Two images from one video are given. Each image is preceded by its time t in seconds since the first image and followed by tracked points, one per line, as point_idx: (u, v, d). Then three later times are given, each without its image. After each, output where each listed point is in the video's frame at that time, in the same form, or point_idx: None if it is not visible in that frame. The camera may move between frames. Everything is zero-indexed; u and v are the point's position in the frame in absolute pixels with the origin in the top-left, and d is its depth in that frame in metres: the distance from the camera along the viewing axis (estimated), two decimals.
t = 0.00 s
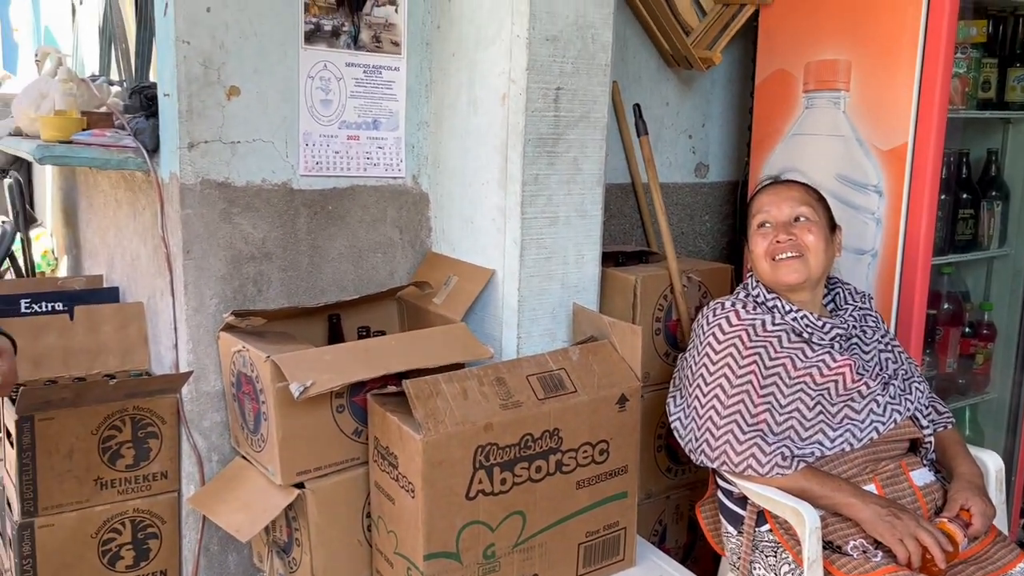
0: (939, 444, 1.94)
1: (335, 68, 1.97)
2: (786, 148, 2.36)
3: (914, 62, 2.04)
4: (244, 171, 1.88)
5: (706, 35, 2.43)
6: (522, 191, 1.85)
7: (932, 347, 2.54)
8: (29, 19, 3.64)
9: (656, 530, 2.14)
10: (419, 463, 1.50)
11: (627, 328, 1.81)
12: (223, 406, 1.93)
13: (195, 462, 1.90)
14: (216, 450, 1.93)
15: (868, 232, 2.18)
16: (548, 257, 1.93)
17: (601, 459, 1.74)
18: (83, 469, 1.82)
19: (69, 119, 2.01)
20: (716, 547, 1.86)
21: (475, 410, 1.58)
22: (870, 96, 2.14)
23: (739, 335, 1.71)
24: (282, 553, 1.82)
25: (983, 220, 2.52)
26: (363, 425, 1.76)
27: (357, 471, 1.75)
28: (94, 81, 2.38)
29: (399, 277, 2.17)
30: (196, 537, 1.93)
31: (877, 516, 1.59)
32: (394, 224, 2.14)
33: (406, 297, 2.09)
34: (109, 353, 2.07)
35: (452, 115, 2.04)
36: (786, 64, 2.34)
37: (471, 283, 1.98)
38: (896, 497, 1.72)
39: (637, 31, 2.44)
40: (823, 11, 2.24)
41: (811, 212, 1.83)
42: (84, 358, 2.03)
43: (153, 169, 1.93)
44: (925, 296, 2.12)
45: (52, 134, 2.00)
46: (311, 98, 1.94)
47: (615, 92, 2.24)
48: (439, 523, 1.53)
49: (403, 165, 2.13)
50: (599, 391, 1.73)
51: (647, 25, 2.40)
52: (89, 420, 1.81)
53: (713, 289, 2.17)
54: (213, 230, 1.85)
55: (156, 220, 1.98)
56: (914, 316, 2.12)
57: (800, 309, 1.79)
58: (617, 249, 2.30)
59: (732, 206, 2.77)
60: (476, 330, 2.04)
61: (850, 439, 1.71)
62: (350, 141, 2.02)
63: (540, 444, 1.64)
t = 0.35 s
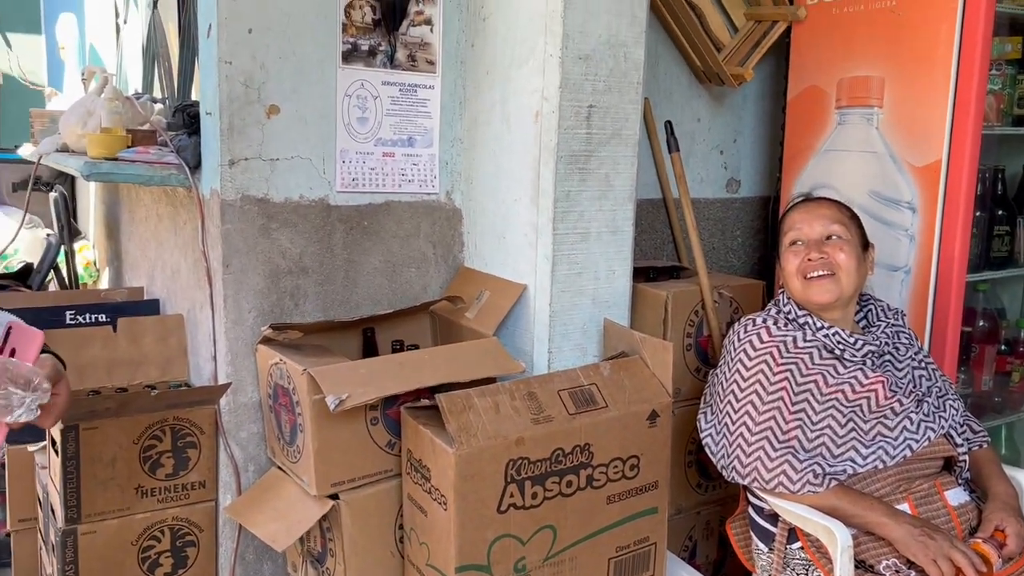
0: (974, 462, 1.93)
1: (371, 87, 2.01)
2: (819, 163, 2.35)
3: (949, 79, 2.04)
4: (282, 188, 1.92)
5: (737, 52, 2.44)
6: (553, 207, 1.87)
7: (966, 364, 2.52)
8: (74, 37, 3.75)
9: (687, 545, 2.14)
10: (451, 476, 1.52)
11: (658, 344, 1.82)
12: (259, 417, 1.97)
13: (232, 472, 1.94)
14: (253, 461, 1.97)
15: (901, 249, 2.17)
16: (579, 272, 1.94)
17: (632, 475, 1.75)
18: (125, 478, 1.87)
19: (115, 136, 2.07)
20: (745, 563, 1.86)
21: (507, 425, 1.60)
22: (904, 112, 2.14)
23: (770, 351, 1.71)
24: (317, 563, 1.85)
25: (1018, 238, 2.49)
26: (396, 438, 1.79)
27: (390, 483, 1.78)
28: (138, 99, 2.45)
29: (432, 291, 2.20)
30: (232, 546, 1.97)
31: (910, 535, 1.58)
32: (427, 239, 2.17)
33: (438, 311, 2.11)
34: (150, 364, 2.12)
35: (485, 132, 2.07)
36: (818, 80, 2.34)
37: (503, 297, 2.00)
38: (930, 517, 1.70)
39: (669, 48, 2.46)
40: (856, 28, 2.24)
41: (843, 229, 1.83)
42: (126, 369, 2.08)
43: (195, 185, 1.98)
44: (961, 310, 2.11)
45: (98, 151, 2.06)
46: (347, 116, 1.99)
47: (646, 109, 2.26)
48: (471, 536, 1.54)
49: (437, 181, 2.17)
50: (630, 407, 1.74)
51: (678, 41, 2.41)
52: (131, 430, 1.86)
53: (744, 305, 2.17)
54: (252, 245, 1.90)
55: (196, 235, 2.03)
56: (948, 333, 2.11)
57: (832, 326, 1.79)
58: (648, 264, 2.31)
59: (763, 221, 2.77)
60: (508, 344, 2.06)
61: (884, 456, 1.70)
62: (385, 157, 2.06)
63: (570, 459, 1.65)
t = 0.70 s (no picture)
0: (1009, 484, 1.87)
1: (395, 100, 2.01)
2: (848, 177, 2.32)
3: (981, 89, 2.00)
4: (307, 201, 1.93)
5: (763, 64, 2.44)
6: (577, 220, 1.86)
7: (1000, 382, 2.46)
8: (106, 51, 3.80)
9: (712, 564, 2.10)
10: (472, 491, 1.51)
11: (683, 359, 1.80)
12: (282, 429, 1.96)
13: (254, 484, 1.94)
14: (275, 473, 1.97)
15: (932, 263, 2.13)
16: (602, 286, 1.93)
17: (656, 492, 1.73)
18: (148, 489, 1.88)
19: (142, 149, 2.10)
20: None
21: (528, 440, 1.58)
22: (935, 123, 2.10)
23: (797, 363, 1.69)
24: None
25: None
26: (418, 452, 1.78)
27: (411, 497, 1.77)
28: (167, 112, 2.48)
29: (455, 303, 2.20)
30: (253, 558, 1.97)
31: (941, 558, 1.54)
32: (450, 252, 2.17)
33: (461, 323, 2.11)
34: (175, 375, 2.13)
35: (509, 144, 2.06)
36: (847, 93, 2.31)
37: (526, 311, 1.99)
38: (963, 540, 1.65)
39: (695, 60, 2.44)
40: (886, 39, 2.21)
41: (872, 244, 1.78)
42: (152, 379, 2.09)
43: (220, 198, 2.00)
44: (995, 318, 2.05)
45: (126, 164, 2.08)
46: (372, 129, 1.99)
47: (672, 121, 2.25)
48: (491, 552, 1.53)
49: (460, 194, 2.16)
50: (654, 423, 1.72)
51: (704, 53, 2.40)
52: (156, 441, 1.87)
53: (771, 319, 2.14)
54: (276, 257, 1.90)
55: (222, 247, 2.04)
56: (982, 349, 2.06)
57: (860, 341, 1.75)
58: (673, 278, 2.29)
59: (791, 234, 2.73)
60: (531, 358, 2.04)
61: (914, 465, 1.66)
62: (409, 170, 2.06)
63: (593, 475, 1.64)
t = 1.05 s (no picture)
0: None
1: (437, 110, 1.99)
2: (896, 189, 2.25)
3: None
4: (348, 212, 1.92)
5: (810, 72, 2.39)
6: (621, 232, 1.83)
7: None
8: (148, 63, 3.84)
9: None
10: (515, 509, 1.47)
11: (730, 376, 1.75)
12: (321, 442, 1.95)
13: (293, 498, 1.93)
14: (313, 486, 1.95)
15: (988, 277, 2.07)
16: (646, 299, 1.89)
17: (702, 511, 1.69)
18: (187, 501, 1.87)
19: (184, 161, 2.10)
20: None
21: (572, 457, 1.54)
22: (992, 134, 2.06)
23: (850, 376, 1.64)
24: None
25: None
26: (458, 467, 1.75)
27: (451, 513, 1.74)
28: (208, 123, 2.49)
29: (494, 316, 2.17)
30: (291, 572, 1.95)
31: None
32: (490, 263, 2.14)
33: (501, 336, 2.08)
34: (214, 387, 2.13)
35: (551, 155, 2.04)
36: (897, 102, 2.25)
37: (567, 324, 1.95)
38: None
39: (739, 70, 2.40)
40: (938, 46, 2.15)
41: (927, 256, 1.72)
42: (191, 391, 2.09)
43: (261, 209, 1.99)
44: None
45: (168, 175, 2.09)
46: (413, 140, 1.98)
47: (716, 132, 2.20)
48: (534, 572, 1.49)
49: (501, 206, 2.14)
50: (701, 441, 1.67)
51: (749, 63, 2.35)
52: (195, 453, 1.86)
53: (819, 334, 2.08)
54: (316, 269, 1.89)
55: (262, 258, 2.04)
56: None
57: (916, 355, 1.69)
58: (716, 290, 2.25)
59: (837, 246, 2.67)
60: (572, 372, 2.01)
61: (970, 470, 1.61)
62: (449, 181, 2.04)
63: (638, 494, 1.59)
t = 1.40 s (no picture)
0: None
1: (478, 117, 1.99)
2: (946, 196, 2.20)
3: None
4: (389, 218, 1.92)
5: (853, 79, 2.35)
6: (664, 239, 1.81)
7: None
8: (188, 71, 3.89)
9: None
10: (558, 518, 1.45)
11: (776, 385, 1.72)
12: (361, 448, 1.95)
13: (333, 504, 1.93)
14: (353, 492, 1.95)
15: None
16: (689, 307, 1.86)
17: (747, 523, 1.66)
18: (229, 506, 1.88)
19: (228, 167, 2.11)
20: None
21: (617, 466, 1.52)
22: None
23: (897, 392, 1.59)
24: None
25: None
26: (499, 475, 1.73)
27: (492, 521, 1.73)
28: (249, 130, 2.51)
29: (533, 323, 2.16)
30: None
31: None
32: (530, 270, 2.13)
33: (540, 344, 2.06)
34: (254, 392, 2.14)
35: (592, 161, 2.02)
36: (945, 107, 2.21)
37: (608, 332, 1.93)
38: None
39: (782, 75, 2.37)
40: (988, 50, 2.11)
41: (981, 265, 1.68)
42: (232, 396, 2.10)
43: (302, 215, 2.00)
44: None
45: (211, 181, 2.11)
46: (454, 146, 1.97)
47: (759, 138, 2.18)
48: None
49: (541, 212, 2.13)
50: (747, 451, 1.65)
51: (792, 69, 2.32)
52: (237, 458, 1.87)
53: (865, 343, 2.05)
54: (357, 275, 1.90)
55: (303, 264, 2.05)
56: None
57: (969, 366, 1.64)
58: (758, 299, 2.21)
59: (880, 254, 2.62)
60: (613, 381, 1.99)
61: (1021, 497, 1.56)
62: (490, 188, 2.04)
63: (682, 504, 1.57)
